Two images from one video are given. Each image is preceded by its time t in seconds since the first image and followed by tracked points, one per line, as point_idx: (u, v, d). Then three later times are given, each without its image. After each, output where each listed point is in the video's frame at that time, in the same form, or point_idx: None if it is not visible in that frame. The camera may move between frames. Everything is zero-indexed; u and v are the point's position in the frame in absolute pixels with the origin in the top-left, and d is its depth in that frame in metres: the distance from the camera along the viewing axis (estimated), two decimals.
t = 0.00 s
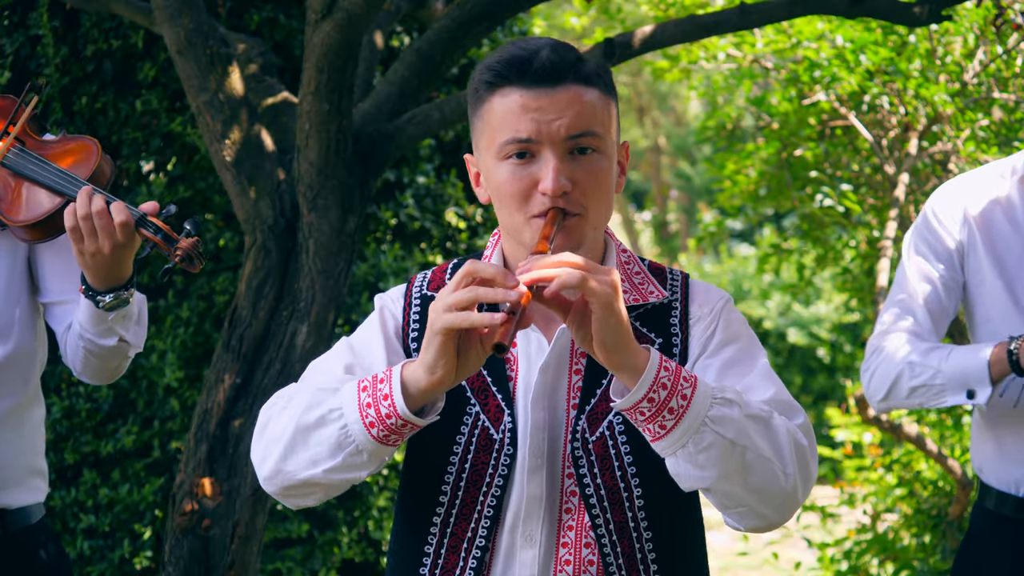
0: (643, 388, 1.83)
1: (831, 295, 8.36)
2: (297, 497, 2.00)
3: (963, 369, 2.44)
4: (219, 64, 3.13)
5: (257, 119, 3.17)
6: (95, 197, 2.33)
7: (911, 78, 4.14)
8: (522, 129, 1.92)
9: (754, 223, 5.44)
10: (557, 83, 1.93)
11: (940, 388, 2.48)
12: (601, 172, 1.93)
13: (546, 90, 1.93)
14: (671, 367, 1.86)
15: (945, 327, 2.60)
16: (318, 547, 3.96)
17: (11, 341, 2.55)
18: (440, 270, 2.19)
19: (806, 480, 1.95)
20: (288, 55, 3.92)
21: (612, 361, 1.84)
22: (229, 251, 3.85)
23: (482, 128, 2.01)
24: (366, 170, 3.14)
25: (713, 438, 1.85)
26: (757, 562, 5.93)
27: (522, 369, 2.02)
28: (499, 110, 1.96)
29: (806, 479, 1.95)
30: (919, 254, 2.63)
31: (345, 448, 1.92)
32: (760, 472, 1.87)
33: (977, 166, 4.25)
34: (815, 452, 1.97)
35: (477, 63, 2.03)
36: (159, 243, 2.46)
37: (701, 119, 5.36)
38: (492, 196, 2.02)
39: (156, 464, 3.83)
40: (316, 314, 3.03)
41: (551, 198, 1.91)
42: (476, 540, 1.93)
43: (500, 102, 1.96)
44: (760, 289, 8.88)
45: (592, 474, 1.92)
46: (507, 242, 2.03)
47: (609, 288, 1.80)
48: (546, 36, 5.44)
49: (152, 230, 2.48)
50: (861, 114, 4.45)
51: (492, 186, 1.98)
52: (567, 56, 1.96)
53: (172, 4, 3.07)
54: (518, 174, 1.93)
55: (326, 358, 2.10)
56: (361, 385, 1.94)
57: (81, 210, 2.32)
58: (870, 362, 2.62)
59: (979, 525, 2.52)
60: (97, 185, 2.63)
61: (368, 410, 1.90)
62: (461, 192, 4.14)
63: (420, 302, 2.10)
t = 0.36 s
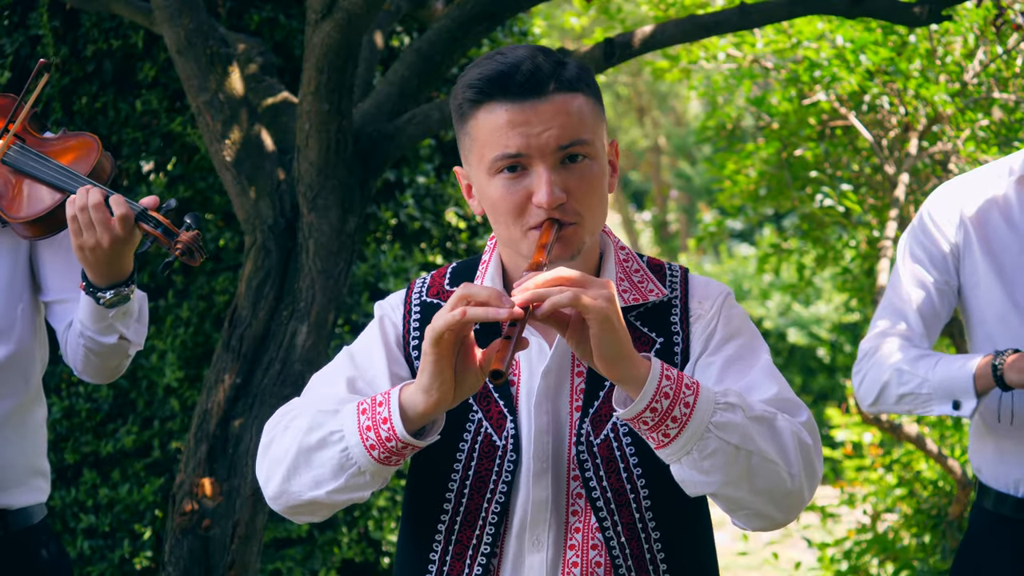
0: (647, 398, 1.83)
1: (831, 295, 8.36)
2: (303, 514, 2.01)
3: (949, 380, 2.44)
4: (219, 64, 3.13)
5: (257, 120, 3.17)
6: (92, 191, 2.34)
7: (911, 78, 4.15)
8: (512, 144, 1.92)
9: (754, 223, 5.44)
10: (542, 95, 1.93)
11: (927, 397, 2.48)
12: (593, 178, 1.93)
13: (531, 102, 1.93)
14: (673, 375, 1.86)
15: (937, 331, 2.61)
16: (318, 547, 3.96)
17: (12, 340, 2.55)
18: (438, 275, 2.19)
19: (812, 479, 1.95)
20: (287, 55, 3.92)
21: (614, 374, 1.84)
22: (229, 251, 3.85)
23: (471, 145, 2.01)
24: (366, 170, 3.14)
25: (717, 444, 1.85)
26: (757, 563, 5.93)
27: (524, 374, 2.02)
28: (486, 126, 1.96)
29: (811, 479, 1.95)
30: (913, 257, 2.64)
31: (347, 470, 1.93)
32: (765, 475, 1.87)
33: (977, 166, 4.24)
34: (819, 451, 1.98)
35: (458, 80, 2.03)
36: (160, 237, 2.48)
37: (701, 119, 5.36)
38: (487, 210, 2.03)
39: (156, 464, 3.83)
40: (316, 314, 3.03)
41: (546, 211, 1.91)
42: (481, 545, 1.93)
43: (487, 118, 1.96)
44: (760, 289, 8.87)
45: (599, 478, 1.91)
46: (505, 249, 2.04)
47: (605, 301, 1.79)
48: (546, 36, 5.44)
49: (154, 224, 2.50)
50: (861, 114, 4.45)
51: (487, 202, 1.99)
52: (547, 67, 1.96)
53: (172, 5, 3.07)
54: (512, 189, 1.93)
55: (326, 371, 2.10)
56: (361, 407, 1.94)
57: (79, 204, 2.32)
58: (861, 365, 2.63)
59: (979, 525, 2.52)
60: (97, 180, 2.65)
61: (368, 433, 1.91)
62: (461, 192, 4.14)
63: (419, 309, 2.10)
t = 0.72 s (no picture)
0: (646, 393, 1.83)
1: (831, 295, 8.36)
2: (301, 504, 2.00)
3: (928, 392, 2.48)
4: (219, 64, 3.13)
5: (257, 120, 3.17)
6: (94, 192, 2.33)
7: (911, 78, 4.15)
8: (527, 136, 1.92)
9: (754, 223, 5.43)
10: (563, 89, 1.93)
11: (908, 406, 2.52)
12: (605, 179, 1.93)
13: (552, 95, 1.92)
14: (674, 372, 1.86)
15: (922, 337, 2.66)
16: (318, 547, 3.96)
17: (12, 341, 2.55)
18: (442, 274, 2.18)
19: (810, 482, 1.95)
20: (288, 55, 3.92)
21: (617, 368, 1.84)
22: (229, 251, 3.84)
23: (487, 130, 2.00)
24: (366, 170, 3.14)
25: (715, 443, 1.85)
26: (757, 563, 5.93)
27: (526, 372, 2.02)
28: (504, 114, 1.95)
29: (810, 482, 1.95)
30: (900, 262, 2.67)
31: (346, 453, 1.92)
32: (763, 476, 1.87)
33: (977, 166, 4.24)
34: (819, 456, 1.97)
35: (485, 64, 2.02)
36: (161, 238, 2.49)
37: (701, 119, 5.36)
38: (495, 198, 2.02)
39: (156, 464, 3.82)
40: (316, 314, 3.03)
41: (554, 206, 1.91)
42: (482, 542, 1.92)
43: (506, 106, 1.96)
44: (760, 289, 8.87)
45: (598, 477, 1.92)
46: (510, 245, 2.04)
47: (613, 294, 1.80)
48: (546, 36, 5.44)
49: (154, 226, 2.50)
50: (861, 114, 4.46)
51: (496, 190, 1.98)
52: (574, 62, 1.96)
53: (172, 5, 3.07)
54: (522, 179, 1.93)
55: (327, 365, 2.10)
56: (360, 389, 1.94)
57: (81, 206, 2.31)
58: (845, 370, 2.67)
59: (972, 524, 2.54)
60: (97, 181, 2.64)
61: (367, 414, 1.90)
62: (460, 192, 4.14)
63: (423, 306, 2.10)
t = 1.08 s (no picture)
0: (655, 373, 1.83)
1: (831, 295, 8.36)
2: (304, 486, 1.98)
3: (899, 405, 2.46)
4: (219, 64, 3.13)
5: (257, 119, 3.17)
6: (99, 192, 2.34)
7: (911, 78, 4.15)
8: (540, 128, 1.92)
9: (754, 223, 5.43)
10: (578, 84, 1.93)
11: (879, 417, 2.51)
12: (615, 176, 1.93)
13: (567, 90, 1.93)
14: (682, 354, 1.86)
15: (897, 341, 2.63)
16: (318, 547, 3.96)
17: (13, 341, 2.55)
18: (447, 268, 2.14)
19: (814, 473, 1.96)
20: (287, 55, 3.92)
21: (624, 347, 1.84)
22: (229, 251, 3.85)
23: (500, 121, 2.00)
24: (366, 170, 3.14)
25: (723, 427, 1.85)
26: (757, 563, 5.93)
27: (530, 369, 2.01)
28: (518, 106, 1.95)
29: (814, 474, 1.95)
30: (878, 266, 2.63)
31: (352, 428, 1.91)
32: (769, 462, 1.87)
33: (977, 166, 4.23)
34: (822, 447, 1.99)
35: (500, 56, 2.02)
36: (160, 236, 2.48)
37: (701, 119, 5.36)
38: (504, 190, 2.02)
39: (156, 464, 3.83)
40: (315, 314, 3.02)
41: (564, 198, 1.91)
42: (484, 538, 1.92)
43: (520, 98, 1.95)
44: (760, 289, 8.87)
45: (601, 472, 1.91)
46: (515, 238, 2.03)
47: (623, 273, 1.80)
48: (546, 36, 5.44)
49: (154, 223, 2.50)
50: (861, 114, 4.46)
51: (505, 181, 1.98)
52: (590, 57, 1.96)
53: (172, 5, 3.07)
54: (533, 171, 1.93)
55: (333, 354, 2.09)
56: (368, 364, 1.94)
57: (86, 204, 2.32)
58: (820, 373, 2.64)
59: (954, 526, 2.54)
60: (97, 179, 2.65)
61: (375, 387, 1.90)
62: (460, 192, 4.14)
63: (428, 300, 2.06)
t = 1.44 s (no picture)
0: (654, 353, 1.84)
1: (831, 295, 8.36)
2: (301, 470, 1.96)
3: (915, 400, 2.44)
4: (219, 64, 3.12)
5: (256, 119, 3.16)
6: (94, 193, 2.34)
7: (911, 78, 4.16)
8: (548, 119, 1.92)
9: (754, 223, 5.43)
10: (588, 78, 1.94)
11: (892, 417, 2.48)
12: (619, 171, 1.93)
13: (577, 82, 1.94)
14: (681, 337, 1.87)
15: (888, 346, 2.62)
16: (318, 547, 3.96)
17: (13, 341, 2.54)
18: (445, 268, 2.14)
19: (811, 461, 1.96)
20: (287, 55, 3.91)
21: (623, 326, 1.84)
22: (229, 251, 3.85)
23: (507, 114, 2.00)
24: (366, 170, 3.14)
25: (721, 409, 1.84)
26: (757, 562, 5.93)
27: (529, 363, 2.00)
28: (527, 98, 1.96)
29: (810, 463, 1.96)
30: (864, 273, 2.63)
31: (350, 406, 1.90)
32: (767, 446, 1.87)
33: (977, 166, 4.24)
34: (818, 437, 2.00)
35: (511, 49, 2.03)
36: (158, 240, 2.49)
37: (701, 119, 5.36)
38: (507, 184, 2.01)
39: (156, 464, 3.83)
40: (316, 313, 3.03)
41: (568, 188, 1.90)
42: (482, 531, 1.91)
43: (529, 90, 1.96)
44: (760, 289, 8.86)
45: (598, 466, 1.92)
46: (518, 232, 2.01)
47: (623, 253, 1.81)
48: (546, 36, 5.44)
49: (152, 227, 2.51)
50: (861, 114, 4.46)
51: (510, 173, 1.98)
52: (600, 54, 1.98)
53: (172, 4, 3.06)
54: (538, 161, 1.92)
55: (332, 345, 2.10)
56: (367, 342, 1.94)
57: (82, 204, 2.33)
58: (819, 384, 2.62)
59: (944, 528, 2.54)
60: (96, 181, 2.66)
61: (373, 363, 1.90)
62: (461, 192, 4.14)
63: (428, 295, 2.06)
